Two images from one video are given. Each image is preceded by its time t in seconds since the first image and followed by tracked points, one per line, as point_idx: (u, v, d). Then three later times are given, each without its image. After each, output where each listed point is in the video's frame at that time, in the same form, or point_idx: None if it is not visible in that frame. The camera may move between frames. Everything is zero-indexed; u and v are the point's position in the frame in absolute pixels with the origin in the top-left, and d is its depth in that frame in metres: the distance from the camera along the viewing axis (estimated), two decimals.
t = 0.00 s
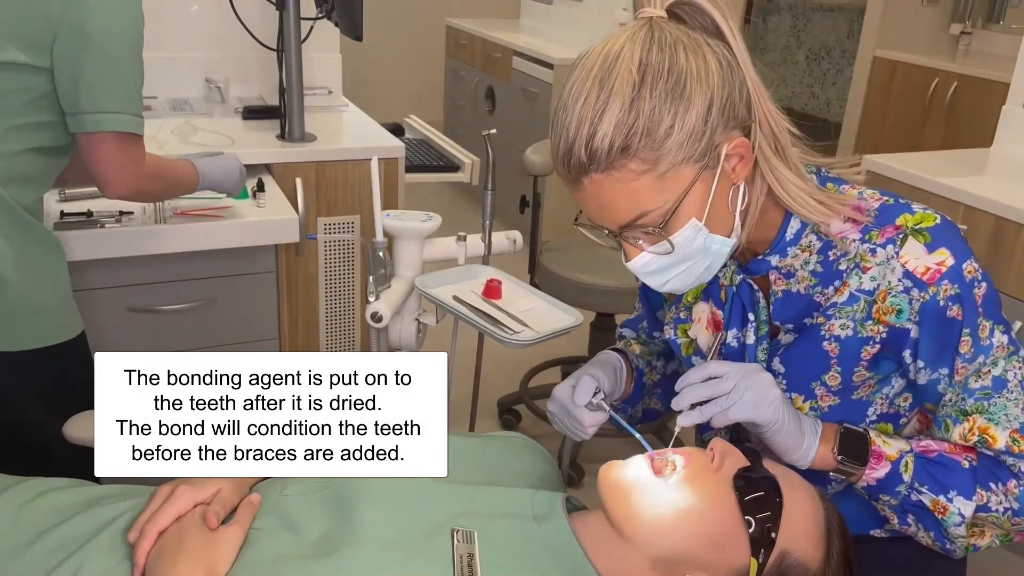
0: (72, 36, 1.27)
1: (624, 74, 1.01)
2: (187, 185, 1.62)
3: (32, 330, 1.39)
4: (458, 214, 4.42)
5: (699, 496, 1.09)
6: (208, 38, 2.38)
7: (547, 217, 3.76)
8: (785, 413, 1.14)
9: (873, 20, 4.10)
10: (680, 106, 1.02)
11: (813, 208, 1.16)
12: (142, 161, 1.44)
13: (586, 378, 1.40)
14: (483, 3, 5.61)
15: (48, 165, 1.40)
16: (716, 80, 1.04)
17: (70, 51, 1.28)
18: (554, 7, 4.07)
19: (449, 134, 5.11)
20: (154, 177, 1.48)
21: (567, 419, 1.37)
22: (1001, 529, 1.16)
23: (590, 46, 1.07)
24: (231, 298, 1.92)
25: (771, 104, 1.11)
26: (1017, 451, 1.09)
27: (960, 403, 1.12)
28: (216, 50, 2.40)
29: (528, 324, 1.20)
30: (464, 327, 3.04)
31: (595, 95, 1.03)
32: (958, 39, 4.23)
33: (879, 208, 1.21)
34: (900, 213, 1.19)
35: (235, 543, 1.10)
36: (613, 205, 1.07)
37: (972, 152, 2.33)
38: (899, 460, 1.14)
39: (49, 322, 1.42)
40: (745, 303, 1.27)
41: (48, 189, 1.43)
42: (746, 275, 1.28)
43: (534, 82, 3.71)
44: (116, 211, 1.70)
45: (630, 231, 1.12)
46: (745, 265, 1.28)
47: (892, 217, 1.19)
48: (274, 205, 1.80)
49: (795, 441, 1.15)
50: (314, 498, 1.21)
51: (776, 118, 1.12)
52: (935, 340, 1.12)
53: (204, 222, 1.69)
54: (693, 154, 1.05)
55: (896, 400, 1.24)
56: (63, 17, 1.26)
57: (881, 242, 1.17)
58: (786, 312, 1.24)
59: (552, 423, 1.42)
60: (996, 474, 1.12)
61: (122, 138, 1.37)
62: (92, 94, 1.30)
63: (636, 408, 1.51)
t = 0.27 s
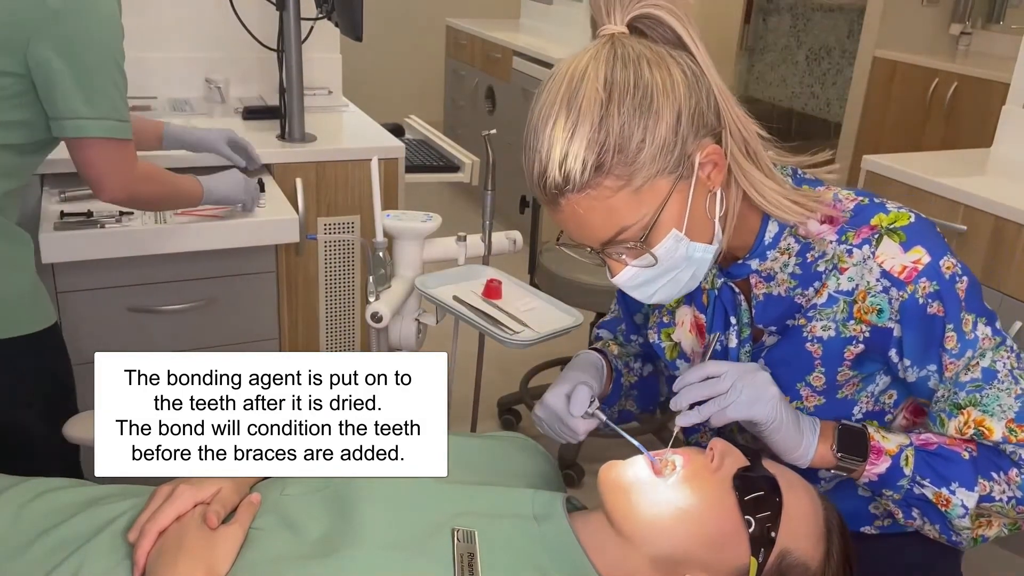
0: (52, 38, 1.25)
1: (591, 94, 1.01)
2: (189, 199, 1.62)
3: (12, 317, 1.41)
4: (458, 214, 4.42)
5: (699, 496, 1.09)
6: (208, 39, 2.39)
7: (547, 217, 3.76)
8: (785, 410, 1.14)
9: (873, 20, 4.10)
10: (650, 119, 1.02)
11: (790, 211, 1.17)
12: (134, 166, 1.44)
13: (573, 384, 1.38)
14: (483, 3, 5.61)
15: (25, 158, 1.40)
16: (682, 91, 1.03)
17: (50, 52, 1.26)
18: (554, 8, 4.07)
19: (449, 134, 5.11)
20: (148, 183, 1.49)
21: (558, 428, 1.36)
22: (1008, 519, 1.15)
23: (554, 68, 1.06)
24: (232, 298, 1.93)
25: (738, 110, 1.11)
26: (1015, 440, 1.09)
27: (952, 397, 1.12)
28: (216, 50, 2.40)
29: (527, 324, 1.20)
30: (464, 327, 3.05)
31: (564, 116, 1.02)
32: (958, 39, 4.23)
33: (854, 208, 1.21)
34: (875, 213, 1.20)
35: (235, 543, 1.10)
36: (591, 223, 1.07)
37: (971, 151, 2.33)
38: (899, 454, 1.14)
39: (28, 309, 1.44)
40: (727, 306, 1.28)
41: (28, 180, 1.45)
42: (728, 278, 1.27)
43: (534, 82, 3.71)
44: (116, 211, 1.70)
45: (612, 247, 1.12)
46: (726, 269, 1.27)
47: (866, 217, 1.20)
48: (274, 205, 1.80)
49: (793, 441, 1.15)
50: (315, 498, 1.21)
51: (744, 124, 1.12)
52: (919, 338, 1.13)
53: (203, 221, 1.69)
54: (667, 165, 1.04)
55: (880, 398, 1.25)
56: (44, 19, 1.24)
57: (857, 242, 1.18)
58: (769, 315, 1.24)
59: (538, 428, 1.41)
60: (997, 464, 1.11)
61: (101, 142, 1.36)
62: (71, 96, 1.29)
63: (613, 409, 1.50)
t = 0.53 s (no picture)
0: (38, 41, 1.26)
1: (587, 97, 1.00)
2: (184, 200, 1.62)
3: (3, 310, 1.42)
4: (458, 214, 4.42)
5: (699, 496, 1.09)
6: (208, 39, 2.39)
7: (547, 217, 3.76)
8: (784, 408, 1.14)
9: (873, 20, 4.11)
10: (646, 121, 1.02)
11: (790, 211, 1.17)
12: (122, 168, 1.45)
13: (573, 387, 1.37)
14: (483, 3, 5.61)
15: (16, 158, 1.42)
16: (678, 92, 1.03)
17: (34, 54, 1.26)
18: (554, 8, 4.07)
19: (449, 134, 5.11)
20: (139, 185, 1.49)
21: (556, 431, 1.36)
22: (1007, 515, 1.15)
23: (548, 71, 1.06)
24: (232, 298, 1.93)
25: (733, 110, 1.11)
26: (1014, 437, 1.08)
27: (950, 395, 1.12)
28: (216, 50, 2.40)
29: (527, 324, 1.20)
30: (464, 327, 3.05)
31: (561, 121, 1.01)
32: (958, 39, 4.23)
33: (848, 208, 1.22)
34: (869, 212, 1.20)
35: (235, 543, 1.11)
36: (589, 226, 1.07)
37: (971, 151, 2.33)
38: (898, 451, 1.14)
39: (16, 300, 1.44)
40: (722, 307, 1.27)
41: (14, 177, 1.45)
42: (722, 279, 1.27)
43: (534, 82, 3.71)
44: (116, 211, 1.70)
45: (611, 251, 1.12)
46: (721, 270, 1.27)
47: (861, 216, 1.20)
48: (274, 205, 1.80)
49: (793, 438, 1.15)
50: (315, 498, 1.21)
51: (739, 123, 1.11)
52: (915, 336, 1.13)
53: (201, 221, 1.69)
54: (665, 167, 1.04)
55: (877, 397, 1.25)
56: (30, 21, 1.24)
57: (852, 242, 1.18)
58: (765, 315, 1.24)
59: (532, 427, 1.41)
60: (996, 460, 1.11)
61: (86, 147, 1.37)
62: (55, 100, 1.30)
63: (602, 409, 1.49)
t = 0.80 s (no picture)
0: (31, 42, 1.26)
1: (597, 93, 1.00)
2: (184, 200, 1.62)
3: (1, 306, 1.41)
4: (458, 214, 4.42)
5: (699, 496, 1.09)
6: (208, 39, 2.39)
7: (547, 217, 3.76)
8: (784, 409, 1.14)
9: (873, 20, 4.10)
10: (656, 118, 1.02)
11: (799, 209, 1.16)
12: (120, 170, 1.45)
13: (574, 387, 1.37)
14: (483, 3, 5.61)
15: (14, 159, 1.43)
16: (687, 89, 1.03)
17: (28, 55, 1.26)
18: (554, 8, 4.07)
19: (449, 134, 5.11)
20: (137, 186, 1.49)
21: (557, 432, 1.37)
22: (1007, 519, 1.15)
23: (556, 68, 1.05)
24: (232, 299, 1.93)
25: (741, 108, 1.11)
26: (1015, 440, 1.09)
27: (952, 397, 1.12)
28: (216, 50, 2.40)
29: (527, 324, 1.20)
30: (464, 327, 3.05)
31: (570, 117, 1.01)
32: (958, 39, 4.23)
33: (854, 209, 1.21)
34: (874, 213, 1.20)
35: (235, 543, 1.11)
36: (597, 223, 1.06)
37: (971, 151, 2.33)
38: (899, 453, 1.14)
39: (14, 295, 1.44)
40: (725, 307, 1.27)
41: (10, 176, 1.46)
42: (725, 278, 1.26)
43: (534, 82, 3.71)
44: (116, 211, 1.70)
45: (618, 248, 1.12)
46: (724, 269, 1.26)
47: (866, 217, 1.20)
48: (274, 205, 1.80)
49: (793, 439, 1.14)
50: (315, 498, 1.21)
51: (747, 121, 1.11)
52: (918, 338, 1.13)
53: (201, 221, 1.68)
54: (673, 164, 1.04)
55: (879, 398, 1.25)
56: (24, 22, 1.24)
57: (856, 243, 1.18)
58: (769, 316, 1.24)
59: (534, 427, 1.42)
60: (997, 464, 1.11)
61: (82, 149, 1.37)
62: (49, 102, 1.30)
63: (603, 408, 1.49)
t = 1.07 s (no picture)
0: (33, 42, 1.26)
1: (609, 86, 1.00)
2: (191, 199, 1.63)
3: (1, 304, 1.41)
4: (458, 214, 4.42)
5: (698, 496, 1.09)
6: (208, 39, 2.38)
7: (547, 217, 3.76)
8: (783, 409, 1.14)
9: (873, 20, 4.10)
10: (668, 112, 1.02)
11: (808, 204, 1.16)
12: (129, 170, 1.45)
13: (574, 389, 1.37)
14: (482, 3, 5.61)
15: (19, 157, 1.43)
16: (699, 84, 1.03)
17: (29, 55, 1.26)
18: (554, 8, 4.07)
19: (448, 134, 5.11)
20: (147, 185, 1.50)
21: (558, 433, 1.37)
22: (1005, 521, 1.15)
23: (567, 60, 1.05)
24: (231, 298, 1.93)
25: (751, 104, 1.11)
26: (1015, 442, 1.09)
27: (952, 399, 1.12)
28: (216, 50, 2.40)
29: (528, 324, 1.20)
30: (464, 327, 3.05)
31: (582, 109, 1.01)
32: (958, 39, 4.23)
33: (859, 208, 1.21)
34: (879, 213, 1.20)
35: (235, 544, 1.10)
36: (606, 218, 1.06)
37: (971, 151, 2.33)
38: (899, 454, 1.14)
39: (15, 293, 1.44)
40: (728, 305, 1.28)
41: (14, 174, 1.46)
42: (729, 277, 1.26)
43: (534, 82, 3.71)
44: (116, 211, 1.70)
45: (626, 243, 1.11)
46: (728, 267, 1.26)
47: (871, 217, 1.20)
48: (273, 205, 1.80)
49: (793, 438, 1.14)
50: (315, 498, 1.21)
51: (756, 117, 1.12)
52: (919, 339, 1.13)
53: (201, 221, 1.68)
54: (684, 160, 1.04)
55: (880, 398, 1.25)
56: (25, 22, 1.24)
57: (861, 242, 1.18)
58: (772, 315, 1.24)
59: (534, 429, 1.41)
60: (997, 466, 1.11)
61: (87, 148, 1.37)
62: (52, 103, 1.30)
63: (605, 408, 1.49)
